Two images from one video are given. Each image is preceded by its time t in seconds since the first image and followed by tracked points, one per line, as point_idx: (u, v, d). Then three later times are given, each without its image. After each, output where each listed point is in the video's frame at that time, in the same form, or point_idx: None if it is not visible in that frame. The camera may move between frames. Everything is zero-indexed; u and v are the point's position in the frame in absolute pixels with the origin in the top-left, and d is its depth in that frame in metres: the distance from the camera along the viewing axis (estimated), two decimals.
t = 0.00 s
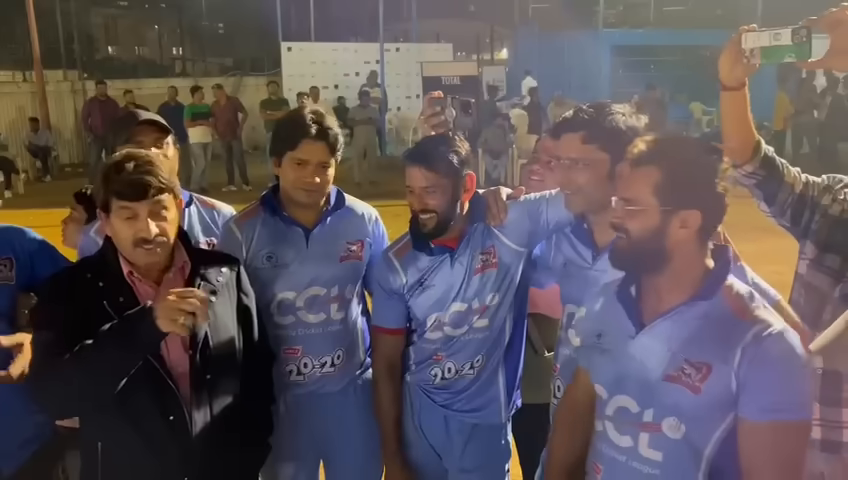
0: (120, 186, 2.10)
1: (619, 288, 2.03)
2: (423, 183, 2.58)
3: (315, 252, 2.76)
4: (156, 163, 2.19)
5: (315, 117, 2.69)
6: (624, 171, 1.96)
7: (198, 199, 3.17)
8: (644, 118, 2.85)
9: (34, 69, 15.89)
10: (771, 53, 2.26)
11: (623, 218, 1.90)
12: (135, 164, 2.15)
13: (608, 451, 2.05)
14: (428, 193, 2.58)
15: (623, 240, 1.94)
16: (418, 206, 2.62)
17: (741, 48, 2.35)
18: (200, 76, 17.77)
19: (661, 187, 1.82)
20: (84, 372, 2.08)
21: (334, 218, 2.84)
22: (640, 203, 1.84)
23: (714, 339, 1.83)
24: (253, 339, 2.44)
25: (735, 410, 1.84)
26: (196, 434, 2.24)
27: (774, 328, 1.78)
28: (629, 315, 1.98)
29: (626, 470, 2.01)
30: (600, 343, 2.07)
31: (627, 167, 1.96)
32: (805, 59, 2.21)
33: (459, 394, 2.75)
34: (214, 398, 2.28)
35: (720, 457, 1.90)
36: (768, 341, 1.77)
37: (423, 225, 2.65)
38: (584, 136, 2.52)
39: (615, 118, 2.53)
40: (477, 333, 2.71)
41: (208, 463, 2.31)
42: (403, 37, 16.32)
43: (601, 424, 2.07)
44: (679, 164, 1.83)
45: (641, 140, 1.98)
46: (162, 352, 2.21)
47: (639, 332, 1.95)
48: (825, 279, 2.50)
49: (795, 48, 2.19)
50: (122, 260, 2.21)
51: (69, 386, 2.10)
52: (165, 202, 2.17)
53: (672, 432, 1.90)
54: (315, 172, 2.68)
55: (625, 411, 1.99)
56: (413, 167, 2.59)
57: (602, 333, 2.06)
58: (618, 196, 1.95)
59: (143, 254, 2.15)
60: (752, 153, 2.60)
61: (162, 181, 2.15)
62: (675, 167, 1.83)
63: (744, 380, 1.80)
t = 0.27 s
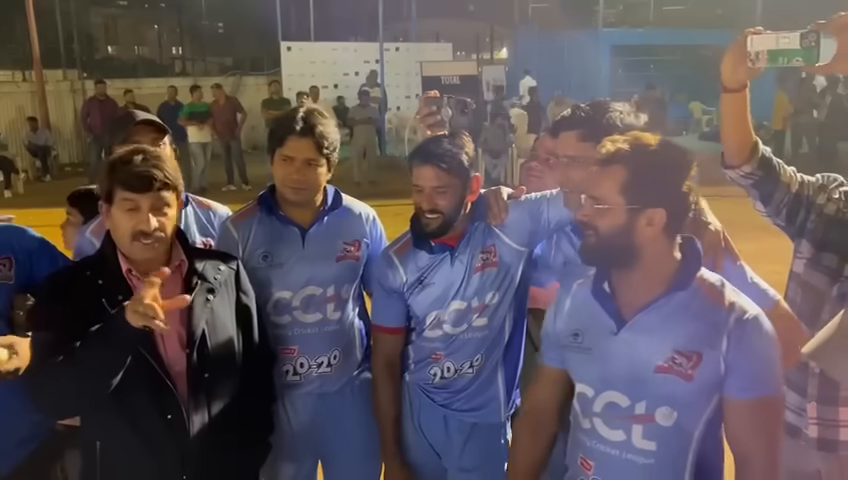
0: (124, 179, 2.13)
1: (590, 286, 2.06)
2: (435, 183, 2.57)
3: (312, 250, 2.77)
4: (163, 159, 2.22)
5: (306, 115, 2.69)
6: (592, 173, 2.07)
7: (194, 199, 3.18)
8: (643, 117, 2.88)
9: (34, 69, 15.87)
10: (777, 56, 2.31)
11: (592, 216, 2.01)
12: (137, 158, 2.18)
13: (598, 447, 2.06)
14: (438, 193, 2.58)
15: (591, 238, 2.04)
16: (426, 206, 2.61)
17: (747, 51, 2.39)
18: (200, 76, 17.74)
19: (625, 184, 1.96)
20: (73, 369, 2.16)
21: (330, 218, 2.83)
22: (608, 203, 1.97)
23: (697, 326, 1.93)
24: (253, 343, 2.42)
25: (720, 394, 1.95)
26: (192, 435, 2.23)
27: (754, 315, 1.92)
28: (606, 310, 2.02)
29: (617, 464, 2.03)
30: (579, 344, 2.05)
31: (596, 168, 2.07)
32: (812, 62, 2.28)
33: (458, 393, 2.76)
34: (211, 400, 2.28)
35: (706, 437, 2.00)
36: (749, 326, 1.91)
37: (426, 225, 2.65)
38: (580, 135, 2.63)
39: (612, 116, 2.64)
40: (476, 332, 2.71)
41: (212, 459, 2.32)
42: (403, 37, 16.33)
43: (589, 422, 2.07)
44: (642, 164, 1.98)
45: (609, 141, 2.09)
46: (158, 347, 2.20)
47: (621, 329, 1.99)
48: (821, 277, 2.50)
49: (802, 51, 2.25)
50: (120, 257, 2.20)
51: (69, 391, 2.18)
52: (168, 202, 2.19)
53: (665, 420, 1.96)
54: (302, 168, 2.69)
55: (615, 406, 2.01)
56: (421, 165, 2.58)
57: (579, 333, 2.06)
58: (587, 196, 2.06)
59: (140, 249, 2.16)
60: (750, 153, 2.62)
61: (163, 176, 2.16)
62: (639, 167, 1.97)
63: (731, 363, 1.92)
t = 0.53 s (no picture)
0: (144, 179, 2.17)
1: (576, 292, 2.08)
2: (438, 177, 2.59)
3: (310, 249, 2.77)
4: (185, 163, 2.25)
5: (298, 114, 2.72)
6: (572, 179, 2.12)
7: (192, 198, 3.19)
8: (643, 116, 2.87)
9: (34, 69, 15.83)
10: (794, 58, 2.24)
11: (573, 219, 2.08)
12: (158, 158, 2.21)
13: (602, 447, 2.05)
14: (439, 190, 2.60)
15: (571, 241, 2.10)
16: (428, 200, 2.62)
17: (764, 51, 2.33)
18: (200, 75, 17.71)
19: (604, 186, 2.02)
20: (60, 355, 2.07)
21: (328, 218, 2.84)
22: (589, 205, 2.03)
23: (685, 319, 1.98)
24: (253, 350, 2.43)
25: (714, 383, 2.00)
26: (190, 435, 2.24)
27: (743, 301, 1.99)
28: (595, 312, 2.05)
29: (620, 462, 2.04)
30: (572, 349, 2.06)
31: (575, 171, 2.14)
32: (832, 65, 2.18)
33: (458, 392, 2.75)
34: (209, 399, 2.28)
35: (705, 425, 2.04)
36: (736, 311, 1.98)
37: (428, 222, 2.66)
38: (578, 134, 2.65)
39: (613, 114, 2.63)
40: (477, 331, 2.71)
41: (213, 456, 2.33)
42: (403, 37, 16.30)
43: (589, 423, 2.07)
44: (621, 164, 2.02)
45: (589, 145, 2.14)
46: (156, 344, 2.20)
47: (612, 328, 2.02)
48: (821, 276, 2.51)
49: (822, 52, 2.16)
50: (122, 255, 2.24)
51: (63, 385, 2.08)
52: (183, 209, 2.23)
53: (664, 414, 1.98)
54: (297, 167, 2.70)
55: (614, 405, 2.02)
56: (424, 160, 2.60)
57: (570, 338, 2.07)
58: (570, 198, 2.11)
59: (152, 246, 2.19)
60: (753, 154, 2.61)
61: (184, 181, 2.21)
62: (617, 167, 2.02)
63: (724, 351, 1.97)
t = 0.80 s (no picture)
0: (150, 179, 2.17)
1: (594, 286, 2.09)
2: (431, 177, 2.57)
3: (310, 249, 2.77)
4: (190, 163, 2.27)
5: (300, 114, 2.73)
6: (587, 179, 2.04)
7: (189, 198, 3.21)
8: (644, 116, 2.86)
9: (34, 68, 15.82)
10: (809, 59, 2.19)
11: (588, 220, 2.00)
12: (165, 159, 2.22)
13: (610, 449, 2.08)
14: (431, 188, 2.59)
15: (586, 242, 2.05)
16: (422, 201, 2.62)
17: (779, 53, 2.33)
18: (200, 74, 17.71)
19: (621, 189, 1.92)
20: (56, 348, 2.05)
21: (327, 217, 2.84)
22: (604, 208, 1.94)
23: (698, 327, 1.95)
24: (253, 347, 2.44)
25: (728, 393, 1.97)
26: (192, 433, 2.24)
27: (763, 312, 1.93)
28: (610, 312, 2.06)
29: (627, 464, 2.06)
30: (585, 346, 2.10)
31: (591, 170, 2.04)
32: None
33: (459, 392, 2.76)
34: (210, 398, 2.28)
35: (718, 433, 2.02)
36: (754, 323, 1.93)
37: (426, 221, 2.65)
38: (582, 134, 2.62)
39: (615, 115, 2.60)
40: (477, 331, 2.71)
41: (214, 454, 2.33)
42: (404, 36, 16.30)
43: (599, 424, 2.10)
44: (639, 166, 1.91)
45: (607, 146, 2.05)
46: (158, 343, 2.19)
47: (624, 330, 2.02)
48: (821, 276, 2.52)
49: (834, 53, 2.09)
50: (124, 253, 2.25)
51: (54, 376, 2.06)
52: (188, 210, 2.25)
53: (672, 420, 1.98)
54: (300, 166, 2.70)
55: (622, 408, 2.04)
56: (419, 160, 2.58)
57: (584, 335, 2.10)
58: (584, 198, 2.03)
59: (164, 245, 2.21)
60: (755, 155, 2.72)
61: (190, 182, 2.22)
62: (634, 168, 1.91)
63: (737, 360, 1.95)
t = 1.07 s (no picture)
0: (153, 174, 2.17)
1: (634, 288, 2.08)
2: (423, 175, 2.59)
3: (310, 247, 2.76)
4: (190, 158, 2.27)
5: (301, 112, 2.72)
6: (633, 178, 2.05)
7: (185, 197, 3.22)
8: (644, 116, 2.83)
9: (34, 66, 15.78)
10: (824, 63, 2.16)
11: (631, 221, 1.99)
12: (165, 154, 2.22)
13: (628, 456, 2.05)
14: (426, 187, 2.59)
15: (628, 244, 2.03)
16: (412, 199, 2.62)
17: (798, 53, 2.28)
18: (199, 73, 17.69)
19: (667, 191, 1.93)
20: (54, 346, 2.02)
21: (328, 216, 2.84)
22: (650, 209, 1.94)
23: (730, 344, 1.87)
24: (253, 345, 2.44)
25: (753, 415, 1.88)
26: (191, 432, 2.24)
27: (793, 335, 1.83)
28: (644, 317, 2.02)
29: (641, 473, 2.02)
30: (614, 346, 2.08)
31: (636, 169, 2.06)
32: None
33: (458, 391, 2.75)
34: (209, 397, 2.28)
35: (739, 458, 1.92)
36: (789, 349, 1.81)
37: (419, 219, 2.65)
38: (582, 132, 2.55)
39: (615, 114, 2.57)
40: (475, 329, 2.71)
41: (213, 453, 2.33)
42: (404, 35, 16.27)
43: (619, 428, 2.08)
44: (689, 174, 1.94)
45: (651, 143, 2.08)
46: (160, 343, 2.19)
47: (654, 334, 1.98)
48: (823, 275, 2.51)
49: None
50: (125, 251, 2.24)
51: (54, 376, 2.03)
52: (189, 205, 2.24)
53: (690, 434, 1.92)
54: (301, 163, 2.68)
55: (642, 415, 2.00)
56: (415, 160, 2.60)
57: (616, 336, 2.08)
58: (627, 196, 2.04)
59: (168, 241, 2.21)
60: (758, 155, 2.71)
61: (192, 176, 2.23)
62: (683, 172, 1.94)
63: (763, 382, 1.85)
